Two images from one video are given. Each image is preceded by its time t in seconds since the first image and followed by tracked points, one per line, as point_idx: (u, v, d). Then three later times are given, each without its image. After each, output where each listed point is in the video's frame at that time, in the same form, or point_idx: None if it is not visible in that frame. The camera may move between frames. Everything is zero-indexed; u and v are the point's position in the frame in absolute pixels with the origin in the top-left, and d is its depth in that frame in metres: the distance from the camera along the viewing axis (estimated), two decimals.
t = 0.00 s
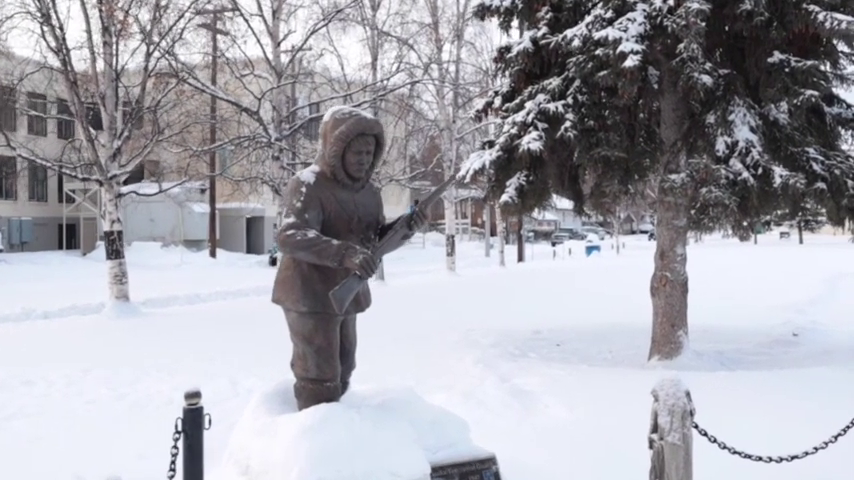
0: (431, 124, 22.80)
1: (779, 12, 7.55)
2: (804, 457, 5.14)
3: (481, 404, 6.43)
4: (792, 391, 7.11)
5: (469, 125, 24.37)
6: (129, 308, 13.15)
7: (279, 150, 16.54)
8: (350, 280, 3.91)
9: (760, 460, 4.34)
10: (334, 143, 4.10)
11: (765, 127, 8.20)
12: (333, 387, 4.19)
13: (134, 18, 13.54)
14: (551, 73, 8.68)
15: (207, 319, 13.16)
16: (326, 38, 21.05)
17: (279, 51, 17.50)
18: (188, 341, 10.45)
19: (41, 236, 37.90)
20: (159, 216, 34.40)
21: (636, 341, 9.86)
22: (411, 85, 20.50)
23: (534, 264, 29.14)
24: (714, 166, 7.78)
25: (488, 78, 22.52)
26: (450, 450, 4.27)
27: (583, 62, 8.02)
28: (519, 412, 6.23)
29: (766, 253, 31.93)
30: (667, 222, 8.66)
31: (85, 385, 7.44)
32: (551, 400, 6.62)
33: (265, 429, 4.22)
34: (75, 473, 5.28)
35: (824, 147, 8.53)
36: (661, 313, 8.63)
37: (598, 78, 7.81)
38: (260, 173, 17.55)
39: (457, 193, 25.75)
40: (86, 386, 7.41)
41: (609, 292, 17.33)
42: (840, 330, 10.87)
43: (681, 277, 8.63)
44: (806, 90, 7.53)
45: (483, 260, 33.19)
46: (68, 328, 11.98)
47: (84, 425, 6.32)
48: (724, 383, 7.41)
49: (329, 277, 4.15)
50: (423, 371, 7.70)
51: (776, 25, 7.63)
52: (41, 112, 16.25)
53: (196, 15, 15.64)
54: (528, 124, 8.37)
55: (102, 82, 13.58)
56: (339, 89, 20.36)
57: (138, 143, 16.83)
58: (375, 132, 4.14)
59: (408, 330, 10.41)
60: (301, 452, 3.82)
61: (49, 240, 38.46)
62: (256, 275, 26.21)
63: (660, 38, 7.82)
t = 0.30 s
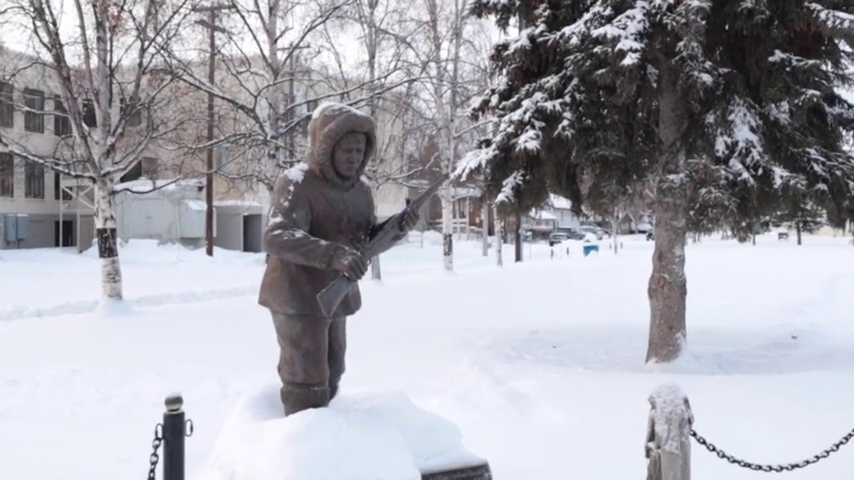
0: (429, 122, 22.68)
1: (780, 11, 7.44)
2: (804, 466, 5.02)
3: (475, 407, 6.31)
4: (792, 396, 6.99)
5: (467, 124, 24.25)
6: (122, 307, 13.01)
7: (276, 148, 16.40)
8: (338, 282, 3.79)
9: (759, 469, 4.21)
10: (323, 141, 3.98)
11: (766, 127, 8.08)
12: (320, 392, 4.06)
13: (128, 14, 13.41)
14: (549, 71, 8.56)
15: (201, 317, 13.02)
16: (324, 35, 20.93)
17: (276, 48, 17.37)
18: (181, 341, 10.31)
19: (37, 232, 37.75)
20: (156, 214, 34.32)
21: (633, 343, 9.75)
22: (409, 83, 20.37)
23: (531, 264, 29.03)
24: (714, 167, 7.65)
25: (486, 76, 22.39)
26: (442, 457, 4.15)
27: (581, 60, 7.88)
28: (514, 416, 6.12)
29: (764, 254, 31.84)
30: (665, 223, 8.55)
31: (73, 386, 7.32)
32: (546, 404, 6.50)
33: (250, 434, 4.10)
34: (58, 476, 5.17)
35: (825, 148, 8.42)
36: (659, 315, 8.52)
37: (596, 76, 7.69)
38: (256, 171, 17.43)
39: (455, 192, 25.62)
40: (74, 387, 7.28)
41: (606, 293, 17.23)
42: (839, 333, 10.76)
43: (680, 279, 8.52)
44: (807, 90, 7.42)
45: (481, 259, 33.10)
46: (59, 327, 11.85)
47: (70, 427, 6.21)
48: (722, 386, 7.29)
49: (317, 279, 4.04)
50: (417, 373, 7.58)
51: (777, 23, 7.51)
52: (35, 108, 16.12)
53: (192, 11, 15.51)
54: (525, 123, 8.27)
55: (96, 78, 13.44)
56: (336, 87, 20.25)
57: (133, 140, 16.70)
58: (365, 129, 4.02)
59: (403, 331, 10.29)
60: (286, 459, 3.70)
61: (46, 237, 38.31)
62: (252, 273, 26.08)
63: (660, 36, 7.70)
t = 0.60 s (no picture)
0: (428, 120, 22.56)
1: (782, 8, 7.32)
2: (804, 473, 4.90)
3: (468, 410, 6.19)
4: (791, 400, 6.87)
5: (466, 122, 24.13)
6: (115, 305, 12.87)
7: (272, 145, 16.27)
8: (324, 282, 3.66)
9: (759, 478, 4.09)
10: (311, 137, 3.86)
11: (766, 127, 7.95)
12: (306, 396, 3.94)
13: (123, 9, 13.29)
14: (547, 68, 8.44)
15: (195, 316, 12.89)
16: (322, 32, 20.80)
17: (273, 45, 17.24)
18: (174, 340, 10.18)
19: (35, 229, 37.64)
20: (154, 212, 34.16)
21: (631, 345, 9.63)
22: (407, 81, 20.25)
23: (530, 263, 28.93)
24: (713, 166, 7.52)
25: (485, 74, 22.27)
26: (431, 463, 4.02)
27: (579, 57, 7.78)
28: (508, 420, 6.00)
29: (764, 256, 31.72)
30: (664, 223, 8.42)
31: (61, 385, 7.20)
32: (541, 407, 6.37)
33: (234, 439, 3.98)
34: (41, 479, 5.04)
35: (826, 148, 8.30)
36: (657, 317, 8.40)
37: (594, 73, 7.56)
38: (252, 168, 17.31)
39: (453, 191, 25.50)
40: (62, 387, 7.16)
41: (605, 293, 17.12)
42: (839, 336, 10.65)
43: (678, 280, 8.41)
44: (809, 89, 7.29)
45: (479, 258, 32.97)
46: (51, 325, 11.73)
47: (55, 428, 6.09)
48: (721, 390, 7.17)
49: (305, 280, 3.91)
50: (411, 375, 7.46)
51: (779, 21, 7.38)
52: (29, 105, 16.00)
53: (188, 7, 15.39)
54: (522, 121, 8.15)
55: (90, 74, 13.31)
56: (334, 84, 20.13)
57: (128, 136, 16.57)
58: (354, 125, 3.90)
59: (399, 331, 10.17)
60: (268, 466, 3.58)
61: (44, 233, 38.20)
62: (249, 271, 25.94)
63: (660, 33, 7.59)
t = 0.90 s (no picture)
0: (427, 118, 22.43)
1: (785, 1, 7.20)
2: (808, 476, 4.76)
3: (465, 411, 6.07)
4: (794, 401, 6.73)
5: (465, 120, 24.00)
6: (110, 304, 12.74)
7: (269, 143, 16.13)
8: (311, 280, 3.53)
9: None
10: (299, 131, 3.73)
11: (768, 123, 7.81)
12: (294, 398, 3.81)
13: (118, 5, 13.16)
14: (545, 63, 8.31)
15: (191, 315, 12.75)
16: (320, 30, 20.66)
17: (270, 42, 17.10)
18: (168, 339, 10.05)
19: (33, 228, 37.52)
20: (153, 212, 34.05)
21: (631, 345, 9.50)
22: (406, 79, 20.12)
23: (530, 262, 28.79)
24: (714, 163, 7.41)
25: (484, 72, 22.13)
26: (423, 466, 3.88)
27: (578, 52, 7.65)
28: (505, 421, 5.87)
29: (765, 255, 31.56)
30: (664, 221, 8.28)
31: (50, 385, 7.07)
32: (539, 408, 6.24)
33: (218, 442, 3.85)
34: None
35: (828, 145, 8.17)
36: (657, 316, 8.27)
37: (593, 68, 7.43)
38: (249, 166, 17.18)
39: (452, 189, 25.37)
40: (51, 387, 7.03)
41: (605, 292, 16.97)
42: (841, 335, 10.51)
43: (678, 279, 8.27)
44: (811, 83, 7.17)
45: (479, 257, 32.82)
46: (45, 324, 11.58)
47: (42, 429, 5.95)
48: (722, 391, 7.03)
49: (291, 279, 3.77)
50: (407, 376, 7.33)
51: (782, 14, 7.24)
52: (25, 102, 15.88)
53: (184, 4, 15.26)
54: (520, 117, 8.01)
55: (84, 70, 13.18)
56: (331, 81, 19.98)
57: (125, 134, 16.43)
58: (343, 118, 3.77)
59: (396, 331, 10.04)
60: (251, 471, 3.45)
61: (43, 232, 38.06)
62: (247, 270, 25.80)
63: (660, 26, 7.44)
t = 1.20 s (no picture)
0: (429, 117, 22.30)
1: None
2: None
3: (466, 416, 5.95)
4: (802, 405, 6.58)
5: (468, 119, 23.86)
6: (108, 304, 12.63)
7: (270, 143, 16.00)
8: (302, 283, 3.40)
9: None
10: (291, 129, 3.59)
11: (775, 121, 7.64)
12: (285, 406, 3.68)
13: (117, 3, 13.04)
14: (548, 60, 8.17)
15: (191, 315, 12.63)
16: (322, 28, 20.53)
17: (271, 40, 16.98)
18: (166, 340, 9.93)
19: (37, 227, 37.49)
20: (157, 212, 34.07)
21: (636, 346, 9.36)
22: (409, 77, 19.98)
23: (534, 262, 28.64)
24: (720, 162, 7.20)
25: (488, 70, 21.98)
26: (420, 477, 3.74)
27: (581, 49, 7.54)
28: (506, 427, 5.73)
29: (771, 254, 31.36)
30: (669, 221, 8.14)
31: (44, 387, 6.95)
32: (541, 413, 6.10)
33: (207, 450, 3.72)
34: None
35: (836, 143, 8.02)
36: (662, 318, 8.14)
37: (596, 65, 7.30)
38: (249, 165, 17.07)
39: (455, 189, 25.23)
40: (45, 389, 6.92)
41: (609, 292, 16.83)
42: (849, 336, 10.36)
43: (683, 280, 8.14)
44: (820, 80, 7.02)
45: (482, 257, 32.67)
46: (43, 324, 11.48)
47: (33, 432, 5.83)
48: (728, 395, 6.89)
49: (283, 281, 3.64)
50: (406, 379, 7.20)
51: (789, 10, 7.10)
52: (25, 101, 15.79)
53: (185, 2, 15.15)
54: (522, 115, 7.89)
55: (83, 69, 13.06)
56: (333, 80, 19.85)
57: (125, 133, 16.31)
58: (336, 116, 3.64)
59: (397, 333, 9.91)
60: None
61: (46, 232, 38.02)
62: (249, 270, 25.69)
63: (665, 22, 7.32)
